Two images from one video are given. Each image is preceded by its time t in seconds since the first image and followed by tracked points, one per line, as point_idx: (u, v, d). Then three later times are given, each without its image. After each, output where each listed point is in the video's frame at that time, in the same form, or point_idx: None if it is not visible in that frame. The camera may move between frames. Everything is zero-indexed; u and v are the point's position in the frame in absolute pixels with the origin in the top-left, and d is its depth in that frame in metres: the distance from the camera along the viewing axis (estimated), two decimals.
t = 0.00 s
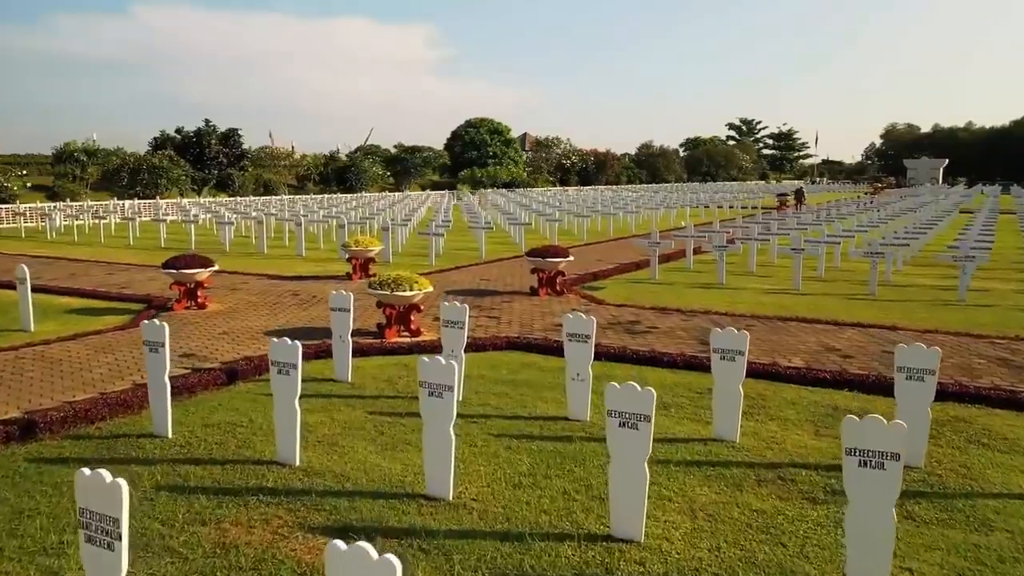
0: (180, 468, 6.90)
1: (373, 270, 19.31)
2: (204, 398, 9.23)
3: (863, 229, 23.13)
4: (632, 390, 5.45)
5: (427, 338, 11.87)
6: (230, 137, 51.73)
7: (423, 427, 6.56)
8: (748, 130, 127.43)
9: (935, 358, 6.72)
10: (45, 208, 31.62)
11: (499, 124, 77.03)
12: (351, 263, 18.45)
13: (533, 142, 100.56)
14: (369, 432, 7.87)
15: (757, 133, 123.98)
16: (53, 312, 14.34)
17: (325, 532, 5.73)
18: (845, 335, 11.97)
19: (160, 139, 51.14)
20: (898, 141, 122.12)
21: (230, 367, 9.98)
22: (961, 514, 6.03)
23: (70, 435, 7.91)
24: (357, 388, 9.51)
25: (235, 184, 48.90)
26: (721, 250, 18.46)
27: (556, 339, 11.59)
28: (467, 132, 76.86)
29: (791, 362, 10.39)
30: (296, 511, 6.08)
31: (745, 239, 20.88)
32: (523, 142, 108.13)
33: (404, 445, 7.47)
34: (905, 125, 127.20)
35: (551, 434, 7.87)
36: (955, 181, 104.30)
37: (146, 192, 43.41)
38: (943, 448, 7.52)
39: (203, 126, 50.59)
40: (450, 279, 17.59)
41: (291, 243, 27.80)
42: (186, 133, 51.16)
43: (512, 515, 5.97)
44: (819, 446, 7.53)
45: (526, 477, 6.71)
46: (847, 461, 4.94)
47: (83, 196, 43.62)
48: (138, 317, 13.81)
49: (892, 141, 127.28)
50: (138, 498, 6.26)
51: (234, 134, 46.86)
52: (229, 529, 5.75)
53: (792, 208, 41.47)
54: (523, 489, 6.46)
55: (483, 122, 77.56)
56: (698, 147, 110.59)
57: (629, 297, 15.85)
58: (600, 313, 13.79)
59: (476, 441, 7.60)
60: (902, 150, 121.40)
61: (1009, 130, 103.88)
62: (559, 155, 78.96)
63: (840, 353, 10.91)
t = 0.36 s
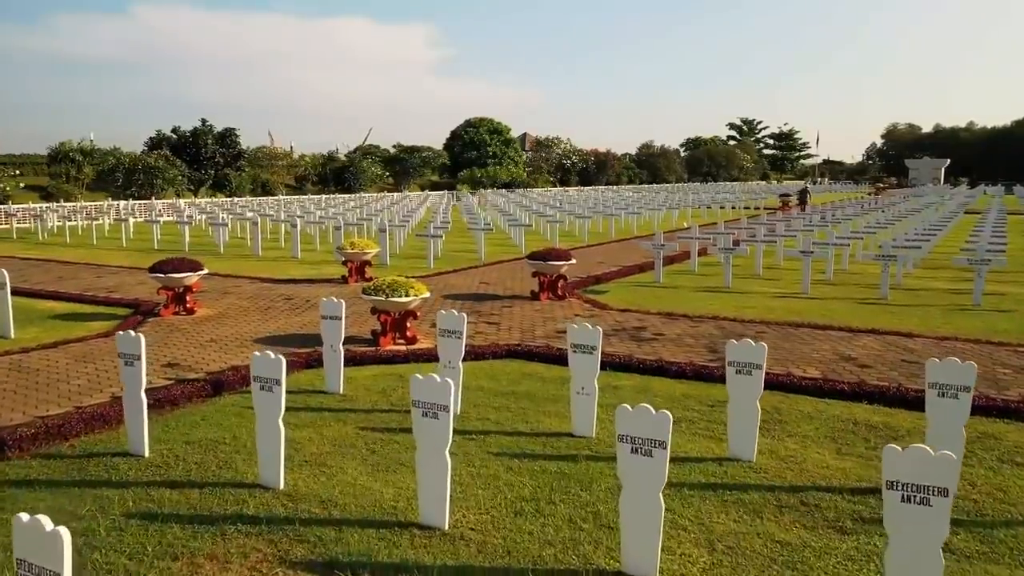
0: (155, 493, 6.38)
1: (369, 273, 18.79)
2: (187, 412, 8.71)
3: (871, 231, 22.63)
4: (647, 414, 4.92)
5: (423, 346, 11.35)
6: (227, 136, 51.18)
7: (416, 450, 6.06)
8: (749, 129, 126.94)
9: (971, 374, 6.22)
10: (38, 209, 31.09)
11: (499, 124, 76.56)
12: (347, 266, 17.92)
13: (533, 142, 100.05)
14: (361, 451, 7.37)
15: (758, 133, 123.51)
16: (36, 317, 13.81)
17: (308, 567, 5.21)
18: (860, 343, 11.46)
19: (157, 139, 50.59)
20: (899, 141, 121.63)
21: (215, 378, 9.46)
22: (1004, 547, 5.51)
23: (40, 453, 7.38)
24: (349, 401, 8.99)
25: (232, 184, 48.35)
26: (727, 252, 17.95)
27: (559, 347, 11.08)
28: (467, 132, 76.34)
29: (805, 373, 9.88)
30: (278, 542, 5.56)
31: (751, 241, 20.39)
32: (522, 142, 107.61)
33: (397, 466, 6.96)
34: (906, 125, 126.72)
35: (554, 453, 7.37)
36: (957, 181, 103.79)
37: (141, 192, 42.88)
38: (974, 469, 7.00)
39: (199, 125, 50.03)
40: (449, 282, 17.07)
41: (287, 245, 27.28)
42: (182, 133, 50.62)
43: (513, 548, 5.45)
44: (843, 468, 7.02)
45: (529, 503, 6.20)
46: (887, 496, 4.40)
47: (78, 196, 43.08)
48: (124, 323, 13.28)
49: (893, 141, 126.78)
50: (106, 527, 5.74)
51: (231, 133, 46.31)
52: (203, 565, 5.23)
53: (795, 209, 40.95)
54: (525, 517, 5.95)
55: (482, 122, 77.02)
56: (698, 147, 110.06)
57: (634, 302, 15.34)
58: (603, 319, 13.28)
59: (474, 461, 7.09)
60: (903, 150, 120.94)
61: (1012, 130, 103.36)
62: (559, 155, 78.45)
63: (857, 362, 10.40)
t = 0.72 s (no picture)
0: (130, 518, 5.93)
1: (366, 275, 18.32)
2: (169, 426, 8.24)
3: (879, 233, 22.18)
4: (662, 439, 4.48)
5: (420, 354, 10.89)
6: (224, 136, 50.70)
7: (409, 473, 5.61)
8: (749, 129, 126.51)
9: (1009, 392, 5.78)
10: (32, 210, 30.65)
11: (499, 124, 76.10)
12: (343, 268, 17.43)
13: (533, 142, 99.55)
14: (351, 470, 6.91)
15: (758, 133, 123.09)
16: (21, 322, 13.36)
17: None
18: (875, 350, 10.99)
19: (153, 139, 50.17)
20: (900, 140, 121.18)
21: (201, 389, 9.00)
22: None
23: (11, 471, 6.92)
24: (340, 414, 8.53)
25: (228, 184, 47.95)
26: (733, 254, 17.49)
27: (561, 355, 10.62)
28: (467, 131, 75.89)
29: (819, 383, 9.42)
30: None
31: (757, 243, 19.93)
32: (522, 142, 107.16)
33: (389, 488, 6.48)
34: (908, 125, 126.23)
35: (558, 471, 6.91)
36: (959, 181, 103.26)
37: (137, 192, 42.43)
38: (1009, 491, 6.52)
39: (196, 124, 49.61)
40: (447, 286, 16.61)
41: (283, 246, 26.81)
42: (179, 133, 50.20)
43: None
44: (869, 491, 6.54)
45: (531, 530, 5.74)
46: (933, 535, 3.97)
47: (73, 196, 42.65)
48: (111, 328, 12.81)
49: (894, 141, 126.29)
50: (75, 558, 5.29)
51: (228, 133, 45.89)
52: None
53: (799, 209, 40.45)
54: (527, 546, 5.49)
55: (482, 121, 76.50)
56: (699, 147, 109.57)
57: (638, 306, 14.89)
58: (606, 325, 12.82)
59: (472, 482, 6.63)
60: (904, 150, 120.44)
61: (1013, 130, 102.84)
62: (559, 155, 77.94)
63: (874, 371, 9.92)
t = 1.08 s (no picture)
0: (95, 551, 5.42)
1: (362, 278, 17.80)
2: (147, 443, 7.72)
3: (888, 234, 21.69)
4: (684, 476, 3.98)
5: (415, 363, 10.36)
6: (221, 136, 50.10)
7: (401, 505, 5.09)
8: (750, 129, 125.99)
9: None
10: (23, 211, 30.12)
11: (499, 124, 75.58)
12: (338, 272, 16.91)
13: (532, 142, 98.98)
14: (340, 495, 6.39)
15: (759, 133, 122.58)
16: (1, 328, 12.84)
17: None
18: (893, 359, 10.49)
19: (149, 138, 49.61)
20: (901, 140, 120.64)
21: (183, 403, 8.48)
22: None
23: None
24: (330, 430, 8.01)
25: (225, 184, 47.48)
26: (741, 257, 16.99)
27: (564, 365, 10.11)
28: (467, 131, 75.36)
29: (838, 396, 8.91)
30: None
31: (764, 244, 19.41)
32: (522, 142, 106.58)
33: (380, 516, 5.96)
34: (909, 124, 125.77)
35: (563, 496, 6.39)
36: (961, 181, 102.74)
37: (132, 193, 41.89)
38: None
39: (193, 124, 49.05)
40: (446, 289, 16.10)
41: (279, 248, 26.28)
42: (176, 133, 49.64)
43: None
44: (901, 518, 6.03)
45: (534, 567, 5.21)
46: None
47: (68, 196, 42.12)
48: (95, 335, 12.29)
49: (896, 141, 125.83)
50: None
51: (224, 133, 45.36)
52: None
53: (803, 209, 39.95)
54: None
55: (481, 121, 75.95)
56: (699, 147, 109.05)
57: (643, 311, 14.39)
58: (611, 332, 12.29)
59: (470, 509, 6.11)
60: (906, 150, 119.96)
61: (1016, 129, 102.28)
62: (559, 155, 77.40)
63: (894, 382, 9.41)
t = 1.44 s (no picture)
0: None
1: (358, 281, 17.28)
2: (121, 463, 7.19)
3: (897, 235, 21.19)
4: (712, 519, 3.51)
5: (411, 374, 9.84)
6: (218, 135, 49.55)
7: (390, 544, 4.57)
8: (751, 129, 125.44)
9: None
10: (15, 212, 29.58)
11: (499, 124, 75.05)
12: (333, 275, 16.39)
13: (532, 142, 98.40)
14: (326, 523, 5.88)
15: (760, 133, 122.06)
16: None
17: None
18: (913, 369, 9.98)
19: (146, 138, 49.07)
20: (903, 140, 120.13)
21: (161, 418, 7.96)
22: None
23: None
24: (318, 448, 7.49)
25: (221, 185, 46.93)
26: (749, 259, 16.47)
27: (568, 376, 9.59)
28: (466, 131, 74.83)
29: (859, 410, 8.39)
30: None
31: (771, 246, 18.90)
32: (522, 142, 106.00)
33: (368, 550, 5.44)
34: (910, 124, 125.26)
35: (569, 525, 5.87)
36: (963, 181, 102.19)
37: (127, 193, 41.36)
38: None
39: (189, 123, 48.51)
40: (444, 293, 15.59)
41: (274, 250, 25.72)
42: (172, 132, 49.10)
43: None
44: (938, 551, 5.51)
45: None
46: None
47: (62, 196, 41.58)
48: (77, 342, 11.78)
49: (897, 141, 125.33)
50: None
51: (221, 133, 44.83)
52: None
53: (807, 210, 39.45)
54: None
55: (481, 120, 75.42)
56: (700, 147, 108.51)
57: (648, 316, 13.87)
58: (616, 339, 11.77)
59: (468, 541, 5.59)
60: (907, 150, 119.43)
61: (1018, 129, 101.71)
62: (559, 154, 76.86)
63: (917, 395, 8.89)
